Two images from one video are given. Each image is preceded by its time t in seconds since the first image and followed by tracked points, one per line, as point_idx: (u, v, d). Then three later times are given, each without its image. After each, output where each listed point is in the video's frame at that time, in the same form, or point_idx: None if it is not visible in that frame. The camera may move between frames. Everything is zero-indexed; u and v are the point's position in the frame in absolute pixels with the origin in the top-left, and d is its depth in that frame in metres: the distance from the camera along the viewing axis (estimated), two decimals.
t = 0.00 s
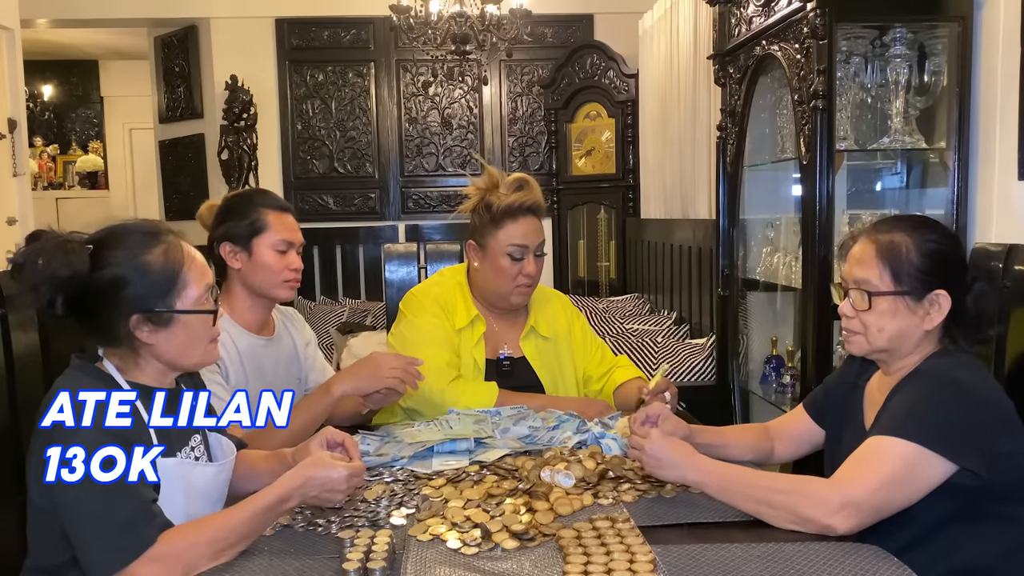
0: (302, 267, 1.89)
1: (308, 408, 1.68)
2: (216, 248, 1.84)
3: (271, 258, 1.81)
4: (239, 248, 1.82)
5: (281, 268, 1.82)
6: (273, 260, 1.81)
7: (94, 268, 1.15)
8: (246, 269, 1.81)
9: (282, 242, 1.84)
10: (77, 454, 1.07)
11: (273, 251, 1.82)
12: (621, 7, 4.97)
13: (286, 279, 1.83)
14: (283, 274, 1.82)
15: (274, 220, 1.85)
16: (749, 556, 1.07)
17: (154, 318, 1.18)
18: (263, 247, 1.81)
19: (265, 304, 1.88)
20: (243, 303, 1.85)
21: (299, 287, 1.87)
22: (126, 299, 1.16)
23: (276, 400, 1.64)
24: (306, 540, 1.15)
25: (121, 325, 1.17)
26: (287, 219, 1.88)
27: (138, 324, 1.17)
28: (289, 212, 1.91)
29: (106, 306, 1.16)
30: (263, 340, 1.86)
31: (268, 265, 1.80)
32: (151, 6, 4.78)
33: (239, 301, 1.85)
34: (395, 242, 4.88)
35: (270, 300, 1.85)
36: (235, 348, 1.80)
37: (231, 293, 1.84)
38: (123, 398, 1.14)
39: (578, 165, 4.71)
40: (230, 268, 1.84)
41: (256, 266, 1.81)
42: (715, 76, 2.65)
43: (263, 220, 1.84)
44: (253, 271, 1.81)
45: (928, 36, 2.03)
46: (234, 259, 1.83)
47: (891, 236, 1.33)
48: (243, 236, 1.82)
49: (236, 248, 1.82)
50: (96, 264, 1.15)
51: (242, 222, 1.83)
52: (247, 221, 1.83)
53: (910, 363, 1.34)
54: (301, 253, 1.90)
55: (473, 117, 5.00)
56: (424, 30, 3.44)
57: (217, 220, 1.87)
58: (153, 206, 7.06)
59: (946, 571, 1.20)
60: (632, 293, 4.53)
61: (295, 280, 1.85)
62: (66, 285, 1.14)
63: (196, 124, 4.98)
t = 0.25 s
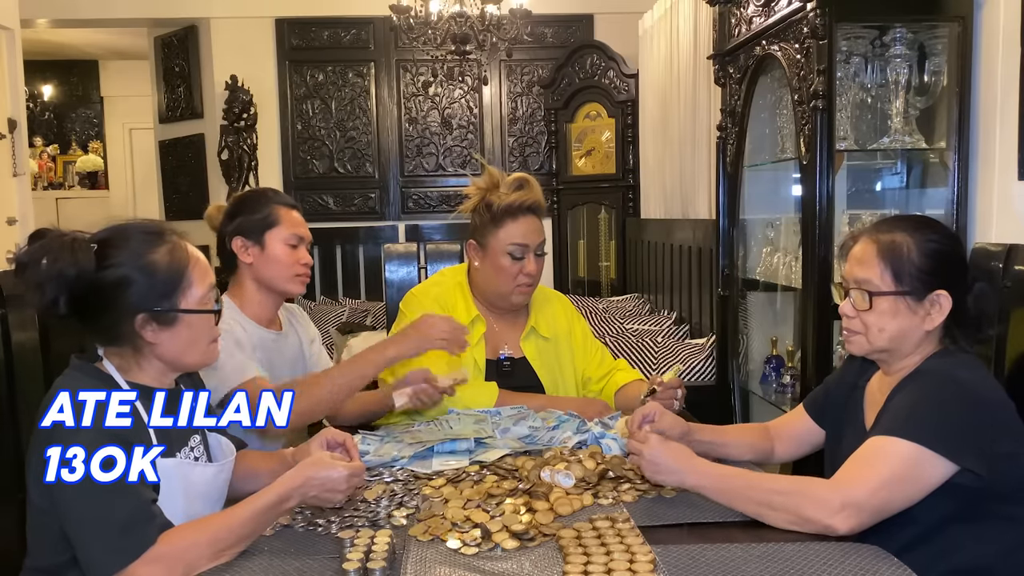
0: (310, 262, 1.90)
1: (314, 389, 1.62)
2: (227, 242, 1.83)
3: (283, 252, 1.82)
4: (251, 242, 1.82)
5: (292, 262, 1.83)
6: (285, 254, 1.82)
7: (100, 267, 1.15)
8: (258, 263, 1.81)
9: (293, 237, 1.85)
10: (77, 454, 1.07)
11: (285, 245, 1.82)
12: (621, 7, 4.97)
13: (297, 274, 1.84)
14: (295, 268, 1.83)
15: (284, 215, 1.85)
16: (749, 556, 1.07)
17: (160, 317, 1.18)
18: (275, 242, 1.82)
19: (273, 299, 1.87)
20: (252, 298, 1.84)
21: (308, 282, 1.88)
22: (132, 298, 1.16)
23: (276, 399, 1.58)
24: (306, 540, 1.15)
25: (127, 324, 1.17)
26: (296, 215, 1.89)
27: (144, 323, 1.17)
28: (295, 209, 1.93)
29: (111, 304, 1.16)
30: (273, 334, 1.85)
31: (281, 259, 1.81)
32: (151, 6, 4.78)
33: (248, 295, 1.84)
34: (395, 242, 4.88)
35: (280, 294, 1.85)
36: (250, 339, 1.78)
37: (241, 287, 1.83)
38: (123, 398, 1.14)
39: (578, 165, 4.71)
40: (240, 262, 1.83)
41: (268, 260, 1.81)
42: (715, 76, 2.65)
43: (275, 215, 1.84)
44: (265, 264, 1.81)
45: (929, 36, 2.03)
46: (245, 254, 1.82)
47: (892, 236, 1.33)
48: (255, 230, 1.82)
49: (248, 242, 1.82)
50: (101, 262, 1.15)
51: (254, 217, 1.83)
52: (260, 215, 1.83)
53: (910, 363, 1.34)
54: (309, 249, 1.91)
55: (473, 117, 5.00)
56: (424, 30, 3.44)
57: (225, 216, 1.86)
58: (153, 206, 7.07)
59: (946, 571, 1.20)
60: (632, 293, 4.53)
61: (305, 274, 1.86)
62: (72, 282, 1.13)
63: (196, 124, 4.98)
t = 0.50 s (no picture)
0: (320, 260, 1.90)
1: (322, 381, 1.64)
2: (237, 246, 1.82)
3: (294, 252, 1.81)
4: (262, 243, 1.81)
5: (303, 262, 1.83)
6: (297, 254, 1.81)
7: (102, 266, 1.15)
8: (271, 265, 1.80)
9: (303, 236, 1.84)
10: (77, 454, 1.07)
11: (296, 245, 1.82)
12: (621, 7, 4.97)
13: (310, 273, 1.84)
14: (307, 268, 1.83)
15: (291, 214, 1.84)
16: (749, 556, 1.07)
17: (162, 317, 1.18)
18: (286, 243, 1.81)
19: (286, 299, 1.87)
20: (265, 299, 1.84)
21: (320, 280, 1.88)
22: (134, 297, 1.16)
23: (276, 400, 1.58)
24: (306, 540, 1.15)
25: (129, 324, 1.17)
26: (301, 213, 1.88)
27: (146, 323, 1.17)
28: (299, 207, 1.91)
29: (113, 304, 1.16)
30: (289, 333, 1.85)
31: (293, 260, 1.81)
32: (151, 6, 4.78)
33: (263, 297, 1.84)
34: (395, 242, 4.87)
35: (293, 294, 1.86)
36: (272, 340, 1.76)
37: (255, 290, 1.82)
38: (123, 398, 1.14)
39: (578, 165, 4.71)
40: (252, 265, 1.82)
41: (281, 261, 1.80)
42: (715, 76, 2.65)
43: (284, 216, 1.83)
44: (278, 266, 1.81)
45: (929, 36, 2.03)
46: (257, 256, 1.81)
47: (894, 236, 1.33)
48: (265, 232, 1.81)
49: (259, 244, 1.81)
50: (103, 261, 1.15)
51: (262, 218, 1.82)
52: (269, 216, 1.82)
53: (911, 363, 1.34)
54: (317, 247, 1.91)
55: (473, 117, 5.00)
56: (424, 30, 3.44)
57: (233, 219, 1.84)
58: (153, 205, 7.07)
59: (945, 572, 1.20)
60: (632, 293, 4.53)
61: (317, 272, 1.86)
62: (74, 282, 1.13)
63: (196, 124, 4.98)
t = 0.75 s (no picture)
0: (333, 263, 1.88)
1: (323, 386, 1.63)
2: (252, 252, 1.78)
3: (310, 256, 1.79)
4: (277, 251, 1.78)
5: (319, 266, 1.81)
6: (314, 259, 1.80)
7: (124, 263, 1.13)
8: (287, 271, 1.78)
9: (317, 241, 1.82)
10: (77, 454, 1.07)
11: (311, 249, 1.80)
12: (621, 7, 4.97)
13: (326, 277, 1.83)
14: (323, 272, 1.82)
15: (305, 218, 1.82)
16: (749, 556, 1.07)
17: (179, 318, 1.17)
18: (302, 248, 1.79)
19: (301, 304, 1.85)
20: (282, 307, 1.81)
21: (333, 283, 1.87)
22: (152, 297, 1.15)
23: (276, 399, 1.58)
24: (306, 540, 1.15)
25: (144, 323, 1.16)
26: (313, 216, 1.86)
27: (163, 322, 1.17)
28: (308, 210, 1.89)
29: (129, 301, 1.14)
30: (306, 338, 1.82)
31: (310, 265, 1.79)
32: (151, 6, 4.78)
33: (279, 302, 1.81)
34: (395, 241, 4.87)
35: (309, 298, 1.84)
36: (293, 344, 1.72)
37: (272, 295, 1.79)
38: (123, 398, 1.14)
39: (578, 165, 4.71)
40: (267, 271, 1.79)
41: (298, 266, 1.78)
42: (715, 76, 2.65)
43: (297, 221, 1.81)
44: (295, 271, 1.79)
45: (928, 36, 2.03)
46: (274, 262, 1.78)
47: (898, 236, 1.33)
48: (280, 237, 1.78)
49: (275, 250, 1.78)
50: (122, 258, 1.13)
51: (276, 223, 1.79)
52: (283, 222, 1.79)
53: (911, 363, 1.34)
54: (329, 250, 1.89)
55: (473, 117, 5.00)
56: (424, 30, 3.44)
57: (244, 226, 1.81)
58: (154, 205, 7.07)
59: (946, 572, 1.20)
60: (632, 293, 4.53)
61: (332, 275, 1.85)
62: (92, 278, 1.12)
63: (196, 124, 4.98)
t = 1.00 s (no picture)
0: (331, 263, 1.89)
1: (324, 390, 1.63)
2: (250, 252, 1.79)
3: (309, 257, 1.80)
4: (275, 251, 1.78)
5: (318, 267, 1.81)
6: (312, 259, 1.80)
7: (169, 266, 1.12)
8: (286, 271, 1.79)
9: (316, 241, 1.82)
10: (77, 454, 1.07)
11: (310, 250, 1.81)
12: (621, 7, 4.97)
13: (324, 277, 1.83)
14: (321, 272, 1.82)
15: (303, 219, 1.82)
16: (749, 557, 1.07)
17: (201, 330, 1.15)
18: (300, 248, 1.79)
19: (300, 304, 1.86)
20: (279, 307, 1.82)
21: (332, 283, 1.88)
22: (183, 303, 1.13)
23: (276, 399, 1.58)
24: (306, 540, 1.15)
25: (166, 327, 1.14)
26: (312, 217, 1.86)
27: (183, 329, 1.14)
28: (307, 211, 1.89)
29: (157, 300, 1.11)
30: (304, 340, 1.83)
31: (309, 265, 1.79)
32: (151, 5, 4.78)
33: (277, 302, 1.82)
34: (395, 241, 4.87)
35: (307, 298, 1.85)
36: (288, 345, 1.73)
37: (270, 295, 1.80)
38: (123, 398, 1.13)
39: (578, 165, 4.71)
40: (265, 271, 1.80)
41: (297, 266, 1.79)
42: (715, 76, 2.65)
43: (296, 221, 1.81)
44: (294, 272, 1.79)
45: (928, 36, 2.03)
46: (272, 262, 1.79)
47: (897, 233, 1.33)
48: (278, 237, 1.79)
49: (273, 250, 1.78)
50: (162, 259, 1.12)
51: (275, 223, 1.79)
52: (282, 222, 1.79)
53: (910, 360, 1.34)
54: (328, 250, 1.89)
55: (473, 117, 5.00)
56: (424, 30, 3.44)
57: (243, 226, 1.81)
58: (154, 205, 7.07)
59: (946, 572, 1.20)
60: (632, 293, 4.53)
61: (331, 276, 1.85)
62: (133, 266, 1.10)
63: (196, 124, 4.98)
